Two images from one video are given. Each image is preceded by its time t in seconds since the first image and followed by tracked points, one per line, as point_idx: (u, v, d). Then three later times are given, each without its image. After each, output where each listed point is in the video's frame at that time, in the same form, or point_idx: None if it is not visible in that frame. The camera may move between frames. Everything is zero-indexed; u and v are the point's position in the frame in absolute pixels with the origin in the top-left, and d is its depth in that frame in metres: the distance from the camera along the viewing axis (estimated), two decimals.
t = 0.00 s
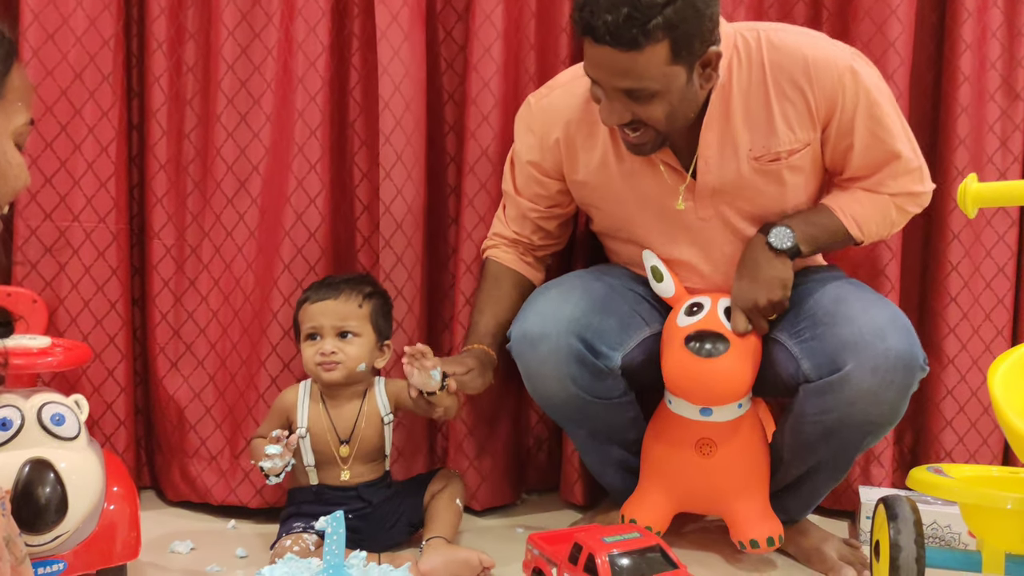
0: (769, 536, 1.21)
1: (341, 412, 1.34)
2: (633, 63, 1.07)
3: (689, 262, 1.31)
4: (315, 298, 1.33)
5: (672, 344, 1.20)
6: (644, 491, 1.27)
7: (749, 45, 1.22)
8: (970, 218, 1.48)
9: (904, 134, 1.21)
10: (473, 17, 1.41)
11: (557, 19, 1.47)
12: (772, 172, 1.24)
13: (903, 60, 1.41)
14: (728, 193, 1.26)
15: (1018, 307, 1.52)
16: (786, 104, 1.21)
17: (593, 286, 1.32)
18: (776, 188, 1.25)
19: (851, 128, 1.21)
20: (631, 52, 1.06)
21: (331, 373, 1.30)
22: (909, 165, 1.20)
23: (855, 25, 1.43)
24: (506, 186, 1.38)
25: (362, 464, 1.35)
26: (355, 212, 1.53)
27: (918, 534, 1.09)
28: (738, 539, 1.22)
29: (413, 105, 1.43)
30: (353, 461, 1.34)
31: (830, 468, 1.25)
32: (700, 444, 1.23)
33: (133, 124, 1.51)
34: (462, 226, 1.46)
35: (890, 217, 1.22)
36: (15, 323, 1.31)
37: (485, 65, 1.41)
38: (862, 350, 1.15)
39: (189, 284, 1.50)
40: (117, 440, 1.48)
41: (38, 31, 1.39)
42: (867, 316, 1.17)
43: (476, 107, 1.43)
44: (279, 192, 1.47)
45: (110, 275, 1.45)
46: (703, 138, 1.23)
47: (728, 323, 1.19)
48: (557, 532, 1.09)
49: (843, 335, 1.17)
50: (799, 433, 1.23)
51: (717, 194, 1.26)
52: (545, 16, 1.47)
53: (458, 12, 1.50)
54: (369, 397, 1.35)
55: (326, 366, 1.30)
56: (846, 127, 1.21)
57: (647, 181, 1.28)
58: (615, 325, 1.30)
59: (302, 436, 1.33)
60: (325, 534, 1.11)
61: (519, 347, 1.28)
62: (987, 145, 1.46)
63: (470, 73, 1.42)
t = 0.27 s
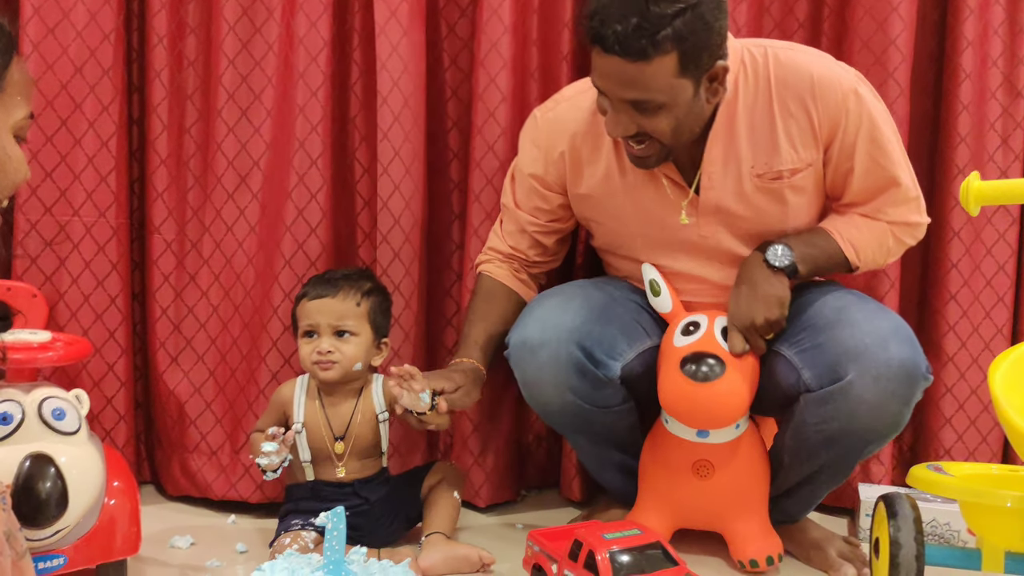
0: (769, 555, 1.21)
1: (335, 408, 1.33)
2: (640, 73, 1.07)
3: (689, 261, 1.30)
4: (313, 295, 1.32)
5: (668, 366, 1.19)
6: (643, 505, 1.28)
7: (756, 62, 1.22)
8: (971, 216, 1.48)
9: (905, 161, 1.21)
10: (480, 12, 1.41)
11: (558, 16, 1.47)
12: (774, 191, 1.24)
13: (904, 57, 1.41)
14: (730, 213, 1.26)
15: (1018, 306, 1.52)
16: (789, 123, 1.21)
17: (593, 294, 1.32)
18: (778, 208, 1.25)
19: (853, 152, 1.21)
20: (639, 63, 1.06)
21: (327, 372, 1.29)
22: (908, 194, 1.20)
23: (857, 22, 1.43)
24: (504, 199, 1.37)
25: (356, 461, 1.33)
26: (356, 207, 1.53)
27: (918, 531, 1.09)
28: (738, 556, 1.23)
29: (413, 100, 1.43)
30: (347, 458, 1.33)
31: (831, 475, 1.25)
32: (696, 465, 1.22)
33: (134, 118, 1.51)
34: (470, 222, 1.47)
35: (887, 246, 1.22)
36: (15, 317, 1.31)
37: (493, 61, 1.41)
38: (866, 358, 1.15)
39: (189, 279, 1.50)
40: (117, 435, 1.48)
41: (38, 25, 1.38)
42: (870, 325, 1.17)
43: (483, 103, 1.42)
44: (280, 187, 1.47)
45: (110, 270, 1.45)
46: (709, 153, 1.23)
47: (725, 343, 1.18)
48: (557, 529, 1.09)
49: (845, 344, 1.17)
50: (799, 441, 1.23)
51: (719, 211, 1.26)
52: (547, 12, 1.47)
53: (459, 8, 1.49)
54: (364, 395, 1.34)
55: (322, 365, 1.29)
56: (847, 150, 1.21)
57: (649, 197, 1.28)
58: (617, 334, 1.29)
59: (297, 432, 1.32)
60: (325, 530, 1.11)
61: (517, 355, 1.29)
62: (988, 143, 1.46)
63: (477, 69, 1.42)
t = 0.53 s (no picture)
0: (771, 560, 1.20)
1: (330, 407, 1.32)
2: (650, 86, 1.06)
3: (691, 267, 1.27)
4: (323, 299, 1.28)
5: (667, 376, 1.17)
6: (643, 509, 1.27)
7: (764, 77, 1.22)
8: (976, 216, 1.47)
9: (911, 182, 1.21)
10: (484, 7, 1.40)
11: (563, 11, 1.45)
12: (780, 207, 1.23)
13: (910, 54, 1.40)
14: (735, 229, 1.25)
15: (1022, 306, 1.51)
16: (797, 139, 1.21)
17: (593, 297, 1.31)
18: (785, 224, 1.24)
19: (859, 171, 1.20)
20: (649, 76, 1.05)
21: (334, 378, 1.27)
22: (914, 214, 1.20)
23: (863, 19, 1.42)
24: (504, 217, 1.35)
25: (348, 461, 1.32)
26: (358, 203, 1.52)
27: (923, 534, 1.09)
28: (741, 561, 1.22)
29: (414, 96, 1.42)
30: (338, 457, 1.32)
31: (835, 478, 1.24)
32: (698, 471, 1.22)
33: (135, 112, 1.50)
34: (480, 219, 1.46)
35: (894, 263, 1.21)
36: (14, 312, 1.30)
37: (503, 56, 1.40)
38: (873, 362, 1.15)
39: (190, 275, 1.49)
40: (117, 431, 1.47)
41: (39, 18, 1.37)
42: (878, 328, 1.16)
43: (492, 99, 1.41)
44: (281, 183, 1.46)
45: (110, 265, 1.44)
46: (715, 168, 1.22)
47: (724, 353, 1.16)
48: (559, 530, 1.09)
49: (853, 348, 1.16)
50: (805, 444, 1.22)
51: (724, 227, 1.25)
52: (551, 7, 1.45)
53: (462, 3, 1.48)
54: (360, 396, 1.32)
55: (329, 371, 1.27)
56: (854, 169, 1.20)
57: (654, 212, 1.27)
58: (617, 339, 1.29)
59: (291, 428, 1.32)
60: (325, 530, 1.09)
61: (516, 358, 1.27)
62: (994, 141, 1.45)
63: (486, 64, 1.41)
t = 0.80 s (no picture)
0: (775, 548, 1.19)
1: (330, 407, 1.31)
2: (654, 77, 1.04)
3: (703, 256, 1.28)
4: (331, 305, 1.24)
5: (676, 359, 1.18)
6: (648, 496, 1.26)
7: (771, 56, 1.20)
8: (983, 218, 1.45)
9: (922, 156, 1.19)
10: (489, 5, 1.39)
11: (568, 9, 1.44)
12: (788, 187, 1.21)
13: (919, 55, 1.38)
14: (742, 210, 1.23)
15: None
16: (805, 119, 1.19)
17: (601, 288, 1.29)
18: (793, 205, 1.23)
19: (868, 147, 1.18)
20: (652, 66, 1.04)
21: (343, 386, 1.27)
22: (924, 189, 1.18)
23: (871, 19, 1.41)
24: (506, 204, 1.34)
25: (349, 462, 1.30)
26: (360, 202, 1.51)
27: (929, 539, 1.08)
28: (744, 551, 1.21)
29: (416, 94, 1.40)
30: (336, 458, 1.30)
31: (840, 479, 1.23)
32: (705, 457, 1.20)
33: (136, 108, 1.48)
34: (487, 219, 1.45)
35: (900, 239, 1.20)
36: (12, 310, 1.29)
37: (514, 53, 1.38)
38: (882, 361, 1.13)
39: (191, 272, 1.48)
40: (116, 429, 1.46)
41: (39, 12, 1.36)
42: (887, 327, 1.15)
43: (504, 97, 1.40)
44: (284, 181, 1.45)
45: (110, 263, 1.43)
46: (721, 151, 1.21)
47: (732, 337, 1.16)
48: (563, 533, 1.08)
49: (862, 346, 1.15)
50: (811, 442, 1.21)
51: (732, 208, 1.24)
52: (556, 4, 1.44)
53: None
54: (359, 398, 1.31)
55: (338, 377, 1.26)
56: (863, 145, 1.18)
57: (661, 195, 1.26)
58: (624, 332, 1.28)
59: (290, 430, 1.30)
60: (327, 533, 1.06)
61: (523, 349, 1.25)
62: (1002, 143, 1.44)
63: (497, 62, 1.40)
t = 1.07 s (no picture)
0: (780, 551, 1.18)
1: (328, 411, 1.28)
2: (658, 63, 1.02)
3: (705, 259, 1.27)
4: (328, 309, 1.22)
5: (685, 354, 1.17)
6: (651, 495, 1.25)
7: (780, 42, 1.18)
8: (990, 221, 1.44)
9: (933, 141, 1.18)
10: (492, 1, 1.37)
11: (572, 6, 1.42)
12: (797, 178, 1.20)
13: (927, 55, 1.37)
14: (750, 200, 1.22)
15: None
16: (814, 109, 1.17)
17: (606, 291, 1.28)
18: (801, 195, 1.21)
19: (879, 134, 1.17)
20: (657, 52, 1.02)
21: (339, 390, 1.24)
22: (935, 174, 1.18)
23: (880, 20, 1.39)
24: (506, 193, 1.32)
25: (347, 465, 1.28)
26: (361, 200, 1.49)
27: (935, 547, 1.06)
28: (749, 552, 1.20)
29: (417, 91, 1.39)
30: (337, 462, 1.28)
31: (846, 486, 1.22)
32: (712, 456, 1.20)
33: (135, 104, 1.47)
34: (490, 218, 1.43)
35: (910, 227, 1.19)
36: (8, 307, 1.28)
37: (524, 51, 1.36)
38: (893, 369, 1.12)
39: (190, 270, 1.47)
40: (113, 428, 1.44)
41: (38, 6, 1.34)
42: (899, 333, 1.13)
43: (514, 96, 1.38)
44: (285, 179, 1.43)
45: (108, 260, 1.41)
46: (727, 140, 1.19)
47: (742, 334, 1.16)
48: (564, 539, 1.06)
49: (872, 353, 1.13)
50: (818, 447, 1.20)
51: (738, 198, 1.22)
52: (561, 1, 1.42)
53: None
54: (357, 404, 1.28)
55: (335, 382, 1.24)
56: (874, 133, 1.17)
57: (665, 185, 1.24)
58: (629, 335, 1.26)
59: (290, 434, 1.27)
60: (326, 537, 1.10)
61: (525, 354, 1.25)
62: (1010, 145, 1.42)
63: (507, 60, 1.38)
